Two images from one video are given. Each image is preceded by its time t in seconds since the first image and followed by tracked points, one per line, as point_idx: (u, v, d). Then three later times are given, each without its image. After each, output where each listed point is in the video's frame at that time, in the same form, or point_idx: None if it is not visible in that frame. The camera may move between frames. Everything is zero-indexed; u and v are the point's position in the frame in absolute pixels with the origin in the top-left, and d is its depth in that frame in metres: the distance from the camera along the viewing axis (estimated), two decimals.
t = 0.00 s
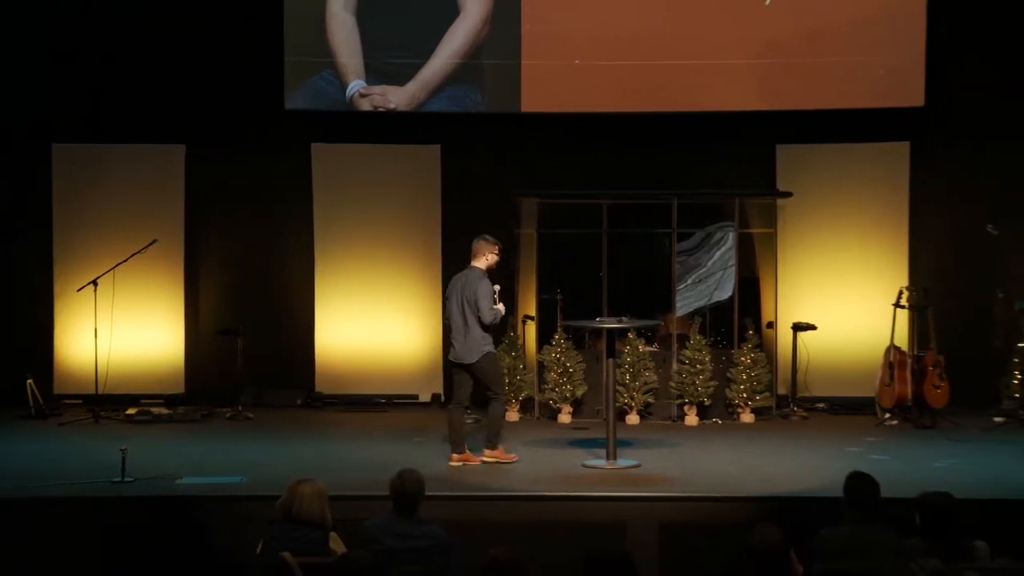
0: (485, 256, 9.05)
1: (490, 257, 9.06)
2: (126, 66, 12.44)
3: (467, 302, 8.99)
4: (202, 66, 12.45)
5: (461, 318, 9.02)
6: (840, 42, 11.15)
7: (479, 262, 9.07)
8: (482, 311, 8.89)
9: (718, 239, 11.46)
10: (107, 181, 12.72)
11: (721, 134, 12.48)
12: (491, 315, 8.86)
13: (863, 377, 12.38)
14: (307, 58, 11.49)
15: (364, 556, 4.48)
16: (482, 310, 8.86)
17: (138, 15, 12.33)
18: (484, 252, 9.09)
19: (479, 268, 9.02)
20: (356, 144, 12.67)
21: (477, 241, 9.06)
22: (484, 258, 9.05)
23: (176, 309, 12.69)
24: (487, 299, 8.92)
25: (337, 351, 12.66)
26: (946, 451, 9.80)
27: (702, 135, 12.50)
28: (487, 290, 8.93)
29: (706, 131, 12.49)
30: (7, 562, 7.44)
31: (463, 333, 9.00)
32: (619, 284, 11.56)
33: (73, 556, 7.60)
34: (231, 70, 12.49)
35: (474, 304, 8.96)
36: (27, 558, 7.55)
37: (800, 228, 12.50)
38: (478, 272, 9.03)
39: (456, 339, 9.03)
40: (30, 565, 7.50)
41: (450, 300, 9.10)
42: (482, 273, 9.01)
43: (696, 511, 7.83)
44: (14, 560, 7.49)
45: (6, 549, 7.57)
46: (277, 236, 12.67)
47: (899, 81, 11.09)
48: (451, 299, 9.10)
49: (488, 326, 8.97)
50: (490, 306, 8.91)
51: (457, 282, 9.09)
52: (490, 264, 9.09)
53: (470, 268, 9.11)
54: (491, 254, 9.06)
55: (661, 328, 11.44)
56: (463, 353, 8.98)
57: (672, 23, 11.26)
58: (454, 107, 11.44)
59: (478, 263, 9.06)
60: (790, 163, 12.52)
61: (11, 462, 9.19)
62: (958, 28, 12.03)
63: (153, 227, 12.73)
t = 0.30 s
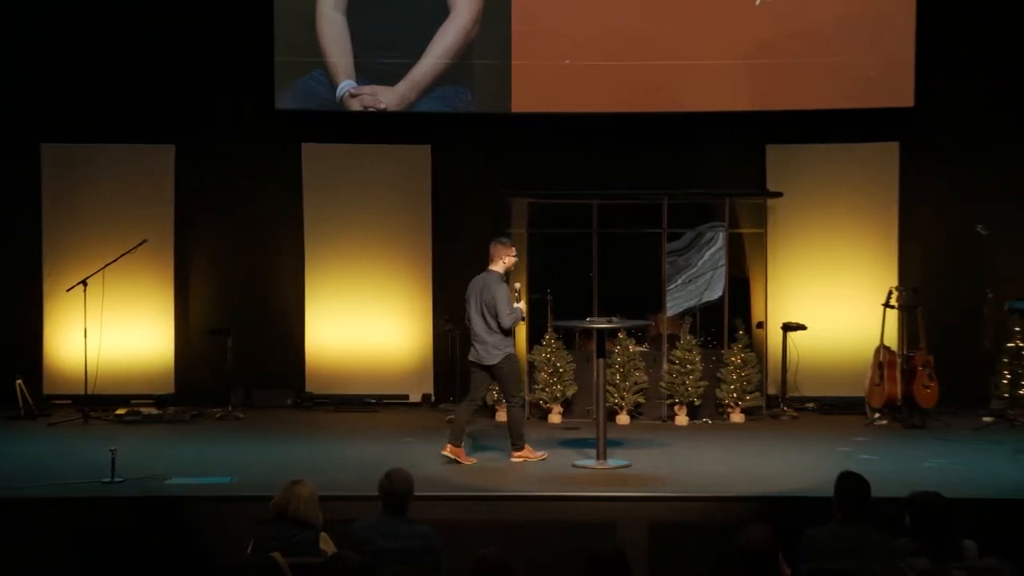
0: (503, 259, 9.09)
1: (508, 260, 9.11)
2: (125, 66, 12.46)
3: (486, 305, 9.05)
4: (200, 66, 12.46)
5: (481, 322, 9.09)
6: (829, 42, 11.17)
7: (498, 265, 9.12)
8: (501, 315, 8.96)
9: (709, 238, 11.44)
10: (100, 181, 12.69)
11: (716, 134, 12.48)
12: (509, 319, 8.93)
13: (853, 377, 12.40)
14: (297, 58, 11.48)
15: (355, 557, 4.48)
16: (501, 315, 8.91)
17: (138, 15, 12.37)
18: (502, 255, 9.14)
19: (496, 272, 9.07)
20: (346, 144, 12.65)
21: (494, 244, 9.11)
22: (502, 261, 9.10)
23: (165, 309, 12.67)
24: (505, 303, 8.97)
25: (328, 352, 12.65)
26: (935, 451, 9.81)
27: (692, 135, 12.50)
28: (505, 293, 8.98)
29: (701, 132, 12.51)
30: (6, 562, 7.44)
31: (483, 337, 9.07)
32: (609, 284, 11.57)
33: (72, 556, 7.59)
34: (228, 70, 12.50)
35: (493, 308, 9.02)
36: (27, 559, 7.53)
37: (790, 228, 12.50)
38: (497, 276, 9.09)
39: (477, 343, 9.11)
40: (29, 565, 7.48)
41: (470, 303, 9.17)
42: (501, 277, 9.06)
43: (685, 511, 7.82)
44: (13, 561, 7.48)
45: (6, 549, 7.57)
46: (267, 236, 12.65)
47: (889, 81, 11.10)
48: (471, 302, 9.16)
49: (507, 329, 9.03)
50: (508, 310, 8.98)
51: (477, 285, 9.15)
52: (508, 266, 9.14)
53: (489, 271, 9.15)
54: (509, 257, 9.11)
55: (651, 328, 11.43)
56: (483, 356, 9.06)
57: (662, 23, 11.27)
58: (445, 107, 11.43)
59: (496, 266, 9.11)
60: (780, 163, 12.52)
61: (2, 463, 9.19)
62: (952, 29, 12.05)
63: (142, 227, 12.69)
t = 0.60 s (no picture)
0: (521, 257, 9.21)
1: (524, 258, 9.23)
2: (125, 66, 12.42)
3: (503, 300, 9.16)
4: (199, 66, 12.42)
5: (498, 317, 9.19)
6: (819, 43, 11.18)
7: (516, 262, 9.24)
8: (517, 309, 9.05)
9: (698, 238, 11.45)
10: (91, 183, 12.73)
11: (707, 134, 12.47)
12: (524, 312, 9.01)
13: (842, 377, 12.44)
14: (287, 58, 11.46)
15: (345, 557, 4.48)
16: (516, 309, 9.01)
17: (138, 15, 12.33)
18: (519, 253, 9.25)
19: (513, 269, 9.19)
20: (336, 144, 12.67)
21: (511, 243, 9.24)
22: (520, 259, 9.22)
23: (153, 309, 12.67)
24: (520, 297, 9.07)
25: (318, 351, 12.70)
26: (925, 451, 9.82)
27: (684, 134, 12.47)
28: (521, 288, 9.09)
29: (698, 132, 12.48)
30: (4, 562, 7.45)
31: (501, 332, 9.16)
32: (598, 285, 11.58)
33: (70, 557, 7.59)
34: (226, 70, 12.46)
35: (509, 302, 9.12)
36: (26, 559, 7.55)
37: (778, 228, 12.58)
38: (513, 272, 9.21)
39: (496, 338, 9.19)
40: (24, 565, 7.49)
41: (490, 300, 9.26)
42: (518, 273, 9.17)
43: (676, 513, 7.81)
44: (13, 561, 7.50)
45: (5, 550, 7.58)
46: (257, 236, 12.62)
47: (878, 81, 11.11)
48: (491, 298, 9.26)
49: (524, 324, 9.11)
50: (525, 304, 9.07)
51: (495, 281, 9.26)
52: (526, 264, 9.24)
53: (506, 269, 9.27)
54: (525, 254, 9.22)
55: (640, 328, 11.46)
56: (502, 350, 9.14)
57: (653, 23, 11.27)
58: (434, 107, 11.43)
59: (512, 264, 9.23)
60: (769, 163, 12.59)
61: None
62: (949, 30, 12.04)
63: (131, 227, 12.71)
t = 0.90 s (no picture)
0: (536, 259, 9.20)
1: (541, 259, 9.21)
2: (125, 66, 12.39)
3: (518, 301, 9.16)
4: (190, 65, 12.40)
5: (514, 317, 9.22)
6: (810, 43, 11.19)
7: (534, 264, 9.22)
8: (527, 310, 9.05)
9: (688, 238, 11.47)
10: (82, 183, 12.71)
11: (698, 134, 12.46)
12: (533, 314, 9.00)
13: (833, 377, 12.45)
14: (277, 58, 11.46)
15: (336, 558, 4.47)
16: (525, 311, 9.02)
17: (138, 15, 12.31)
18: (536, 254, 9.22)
19: (530, 270, 9.17)
20: (327, 144, 12.68)
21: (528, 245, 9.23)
22: (537, 260, 9.21)
23: (143, 310, 12.65)
24: (531, 299, 9.05)
25: (310, 351, 12.70)
26: (915, 451, 9.83)
27: (674, 134, 12.46)
28: (532, 290, 9.05)
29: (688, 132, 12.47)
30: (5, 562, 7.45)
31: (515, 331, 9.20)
32: (589, 285, 11.57)
33: (68, 556, 7.58)
34: (225, 70, 12.43)
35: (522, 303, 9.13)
36: (26, 559, 7.54)
37: (770, 227, 12.60)
38: (530, 273, 9.19)
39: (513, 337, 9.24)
40: (15, 565, 7.48)
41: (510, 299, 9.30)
42: (534, 275, 9.16)
43: (666, 513, 7.81)
44: (13, 561, 7.50)
45: (6, 550, 7.57)
46: (247, 236, 12.60)
47: (869, 82, 11.12)
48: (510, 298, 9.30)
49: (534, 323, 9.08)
50: (536, 306, 9.04)
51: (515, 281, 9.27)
52: (544, 266, 9.22)
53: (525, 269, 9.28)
54: (540, 257, 9.21)
55: (631, 328, 11.47)
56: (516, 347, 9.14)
57: (643, 24, 11.28)
58: (424, 107, 11.42)
59: (530, 265, 9.21)
60: (759, 163, 12.59)
61: None
62: (946, 31, 12.04)
63: (121, 228, 12.70)
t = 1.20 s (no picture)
0: (555, 255, 9.15)
1: (562, 255, 9.15)
2: (125, 66, 12.39)
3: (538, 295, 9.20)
4: (182, 65, 12.39)
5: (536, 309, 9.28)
6: (801, 43, 11.19)
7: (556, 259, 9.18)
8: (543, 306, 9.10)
9: (680, 239, 11.47)
10: (73, 182, 12.69)
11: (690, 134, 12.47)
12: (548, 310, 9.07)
13: (824, 377, 12.46)
14: (268, 58, 11.44)
15: (327, 558, 4.47)
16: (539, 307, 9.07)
17: (138, 15, 12.31)
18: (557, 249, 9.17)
19: (551, 266, 9.16)
20: (319, 143, 12.67)
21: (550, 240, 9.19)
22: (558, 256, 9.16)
23: (134, 310, 12.64)
24: (546, 297, 9.07)
25: (302, 351, 12.68)
26: (906, 451, 9.83)
27: (666, 134, 12.45)
28: (548, 287, 9.07)
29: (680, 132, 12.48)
30: None
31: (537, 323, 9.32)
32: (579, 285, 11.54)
33: (60, 557, 7.58)
34: (214, 70, 12.42)
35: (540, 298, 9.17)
36: (18, 560, 7.53)
37: (762, 227, 12.59)
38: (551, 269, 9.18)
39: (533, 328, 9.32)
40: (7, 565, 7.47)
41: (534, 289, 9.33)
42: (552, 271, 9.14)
43: (658, 513, 7.80)
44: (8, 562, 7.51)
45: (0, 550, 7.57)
46: (238, 235, 12.58)
47: (860, 82, 11.12)
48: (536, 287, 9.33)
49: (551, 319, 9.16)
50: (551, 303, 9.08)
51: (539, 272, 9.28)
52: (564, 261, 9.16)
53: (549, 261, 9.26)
54: (560, 253, 9.15)
55: (623, 328, 11.45)
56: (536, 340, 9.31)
57: (635, 24, 11.29)
58: (416, 107, 11.42)
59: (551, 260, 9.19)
60: (751, 163, 12.60)
61: None
62: (943, 32, 12.06)
63: (111, 227, 12.68)
